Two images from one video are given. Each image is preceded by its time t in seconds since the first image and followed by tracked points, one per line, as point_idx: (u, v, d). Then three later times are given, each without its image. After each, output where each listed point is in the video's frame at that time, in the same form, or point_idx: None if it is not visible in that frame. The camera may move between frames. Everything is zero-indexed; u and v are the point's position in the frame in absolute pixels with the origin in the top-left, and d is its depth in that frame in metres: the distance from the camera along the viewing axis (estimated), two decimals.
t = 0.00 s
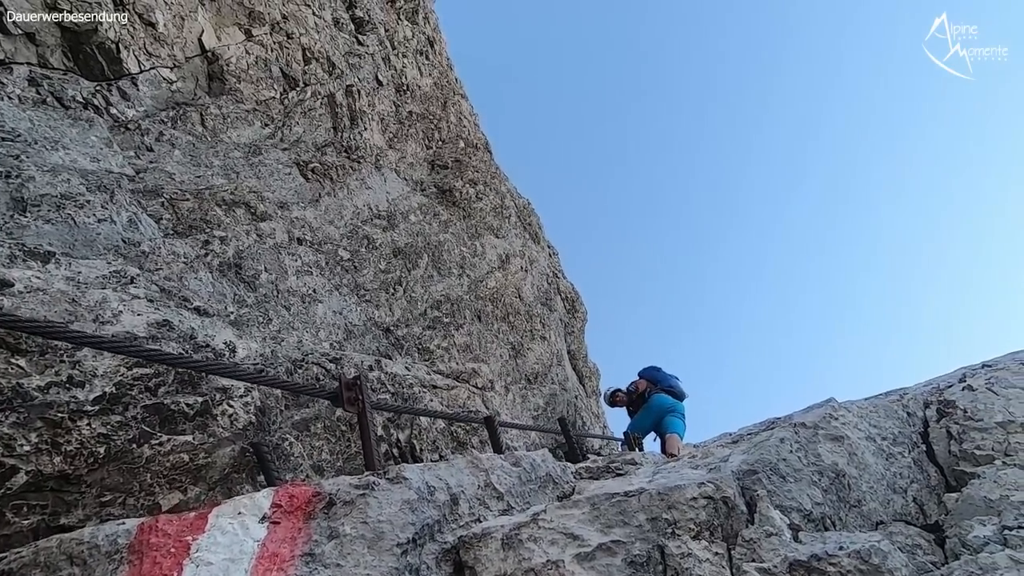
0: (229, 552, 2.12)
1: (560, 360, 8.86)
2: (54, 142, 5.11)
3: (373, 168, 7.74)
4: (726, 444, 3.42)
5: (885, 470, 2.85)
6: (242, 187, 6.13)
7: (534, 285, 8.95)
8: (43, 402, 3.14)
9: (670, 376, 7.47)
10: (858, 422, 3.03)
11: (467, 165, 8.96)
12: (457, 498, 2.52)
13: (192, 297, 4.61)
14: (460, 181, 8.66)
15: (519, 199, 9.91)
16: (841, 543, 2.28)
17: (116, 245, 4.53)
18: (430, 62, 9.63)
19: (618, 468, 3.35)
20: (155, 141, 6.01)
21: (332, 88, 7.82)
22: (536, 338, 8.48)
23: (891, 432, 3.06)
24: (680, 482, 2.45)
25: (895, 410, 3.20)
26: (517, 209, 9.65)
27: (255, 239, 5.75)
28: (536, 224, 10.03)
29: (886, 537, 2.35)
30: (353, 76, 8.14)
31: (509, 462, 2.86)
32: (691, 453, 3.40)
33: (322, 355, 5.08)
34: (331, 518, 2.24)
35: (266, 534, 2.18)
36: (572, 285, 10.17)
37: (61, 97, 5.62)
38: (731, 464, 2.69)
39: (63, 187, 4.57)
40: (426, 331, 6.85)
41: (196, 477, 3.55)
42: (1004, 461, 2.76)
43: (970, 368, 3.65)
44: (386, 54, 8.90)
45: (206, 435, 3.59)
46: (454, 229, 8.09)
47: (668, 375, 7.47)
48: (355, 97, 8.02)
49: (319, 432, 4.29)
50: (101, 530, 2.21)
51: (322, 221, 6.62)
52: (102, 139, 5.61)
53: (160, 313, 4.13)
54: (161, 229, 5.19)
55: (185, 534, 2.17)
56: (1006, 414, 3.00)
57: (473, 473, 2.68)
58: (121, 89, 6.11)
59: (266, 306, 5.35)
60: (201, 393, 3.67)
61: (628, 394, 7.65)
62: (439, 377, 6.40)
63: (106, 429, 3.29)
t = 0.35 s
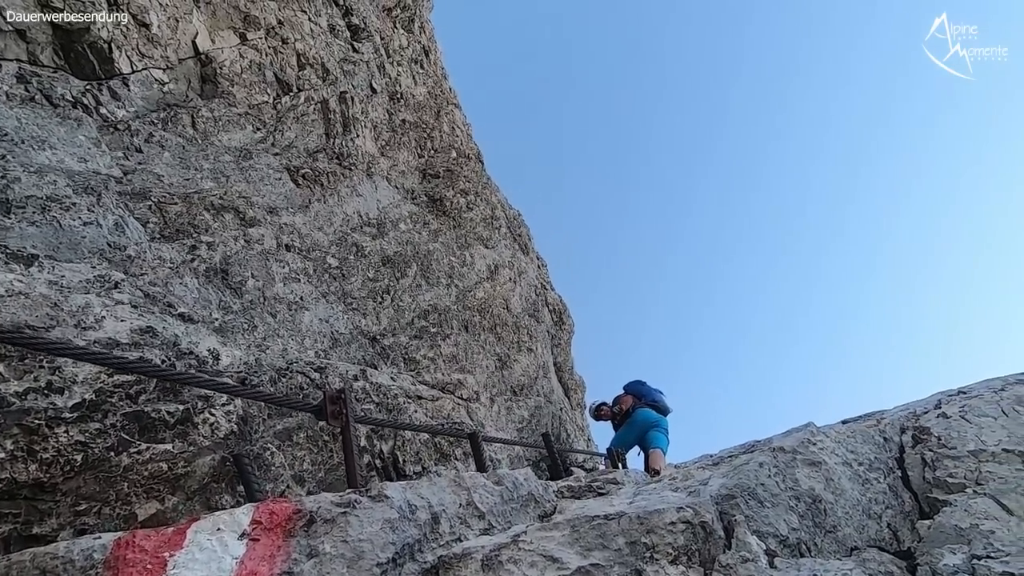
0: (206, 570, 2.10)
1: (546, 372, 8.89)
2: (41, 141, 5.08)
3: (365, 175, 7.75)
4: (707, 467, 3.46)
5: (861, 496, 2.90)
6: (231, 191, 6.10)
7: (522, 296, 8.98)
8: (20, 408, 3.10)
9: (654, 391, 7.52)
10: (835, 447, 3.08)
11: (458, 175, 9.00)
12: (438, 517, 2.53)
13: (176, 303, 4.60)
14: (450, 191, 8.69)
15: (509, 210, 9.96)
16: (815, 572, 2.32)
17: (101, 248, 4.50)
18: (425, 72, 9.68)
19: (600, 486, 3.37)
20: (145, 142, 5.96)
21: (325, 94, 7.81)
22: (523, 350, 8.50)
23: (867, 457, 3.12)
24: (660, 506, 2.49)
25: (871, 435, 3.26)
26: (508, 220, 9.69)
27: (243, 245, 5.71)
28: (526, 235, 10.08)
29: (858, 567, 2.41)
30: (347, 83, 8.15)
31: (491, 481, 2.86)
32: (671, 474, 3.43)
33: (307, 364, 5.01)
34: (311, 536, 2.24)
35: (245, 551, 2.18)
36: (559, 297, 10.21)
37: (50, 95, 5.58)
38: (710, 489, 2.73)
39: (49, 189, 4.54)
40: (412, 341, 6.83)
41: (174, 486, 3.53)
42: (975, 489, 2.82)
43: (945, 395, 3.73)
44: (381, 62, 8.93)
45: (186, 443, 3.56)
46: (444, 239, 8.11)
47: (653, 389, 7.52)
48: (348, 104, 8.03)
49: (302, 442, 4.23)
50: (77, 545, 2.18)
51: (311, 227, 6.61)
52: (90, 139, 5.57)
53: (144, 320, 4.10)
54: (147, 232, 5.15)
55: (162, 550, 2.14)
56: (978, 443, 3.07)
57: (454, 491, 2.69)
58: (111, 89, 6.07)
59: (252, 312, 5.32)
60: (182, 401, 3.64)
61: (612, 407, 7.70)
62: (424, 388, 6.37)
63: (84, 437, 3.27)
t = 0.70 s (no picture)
0: None
1: (529, 382, 8.88)
2: (21, 138, 4.98)
3: (352, 180, 7.70)
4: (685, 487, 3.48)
5: (836, 520, 2.93)
6: (216, 194, 6.02)
7: (508, 305, 8.98)
8: None
9: (637, 403, 7.55)
10: (812, 471, 3.11)
11: (447, 183, 9.00)
12: (415, 538, 2.51)
13: (155, 308, 4.54)
14: (438, 198, 8.68)
15: (497, 218, 9.97)
16: None
17: (79, 251, 4.43)
18: (416, 77, 9.68)
19: (579, 505, 3.36)
20: (128, 141, 5.87)
21: (315, 97, 7.76)
22: (507, 359, 8.48)
23: (842, 481, 3.15)
24: (637, 531, 2.50)
25: (847, 458, 3.29)
26: (495, 228, 9.70)
27: (226, 250, 5.64)
28: (513, 244, 10.10)
29: None
30: (338, 87, 8.11)
31: (469, 500, 2.84)
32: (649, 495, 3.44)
33: (287, 372, 4.92)
34: (283, 557, 2.21)
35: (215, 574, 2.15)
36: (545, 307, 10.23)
37: (32, 90, 5.50)
38: (688, 512, 2.73)
39: (27, 189, 4.46)
40: (396, 348, 6.79)
41: (146, 496, 3.46)
42: (946, 515, 2.91)
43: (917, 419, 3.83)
44: (372, 67, 8.91)
45: (159, 452, 3.51)
46: (431, 246, 8.08)
47: (636, 401, 7.53)
48: (338, 108, 7.99)
49: (280, 451, 4.18)
50: (41, 563, 2.13)
51: (296, 231, 6.55)
52: (71, 136, 5.48)
53: (121, 326, 4.03)
54: (128, 234, 5.06)
55: (130, 571, 2.10)
56: (951, 469, 3.18)
57: (432, 511, 2.68)
58: (96, 86, 5.98)
59: (232, 318, 5.25)
60: (157, 409, 3.58)
61: (596, 419, 7.69)
62: (407, 398, 6.29)
63: (53, 445, 3.19)
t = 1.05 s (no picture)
0: None
1: (518, 389, 8.87)
2: (7, 137, 4.92)
3: (344, 184, 7.68)
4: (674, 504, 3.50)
5: (823, 536, 2.96)
6: (205, 197, 5.95)
7: (498, 311, 8.98)
8: None
9: (625, 412, 7.58)
10: (800, 487, 3.14)
11: (439, 189, 9.01)
12: (405, 554, 2.49)
13: (142, 312, 4.49)
14: (430, 203, 8.67)
15: (488, 225, 9.98)
16: None
17: (66, 253, 4.38)
18: (409, 82, 9.69)
19: (569, 519, 3.37)
20: (118, 142, 5.81)
21: (307, 101, 7.73)
22: (496, 367, 8.48)
23: (829, 498, 3.18)
24: (628, 550, 2.51)
25: (834, 474, 3.34)
26: (486, 234, 9.70)
27: (215, 253, 5.59)
28: (503, 250, 10.12)
29: None
30: (331, 91, 8.08)
31: (459, 514, 2.84)
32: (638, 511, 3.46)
33: (275, 379, 4.86)
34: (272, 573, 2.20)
35: None
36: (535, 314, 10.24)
37: (20, 88, 5.44)
38: (678, 528, 2.74)
39: (13, 189, 4.39)
40: (385, 354, 6.76)
41: (129, 505, 3.42)
42: (931, 534, 2.96)
43: (903, 435, 3.89)
44: (366, 71, 8.90)
45: (144, 460, 3.44)
46: (421, 251, 8.07)
47: (624, 410, 7.57)
48: (330, 112, 7.97)
49: (266, 459, 4.13)
50: None
51: (287, 235, 6.51)
52: (59, 135, 5.41)
53: (107, 331, 3.98)
54: (116, 237, 5.00)
55: None
56: (935, 487, 3.25)
57: (422, 525, 2.67)
58: (85, 85, 5.92)
59: (221, 323, 5.20)
60: (142, 415, 3.48)
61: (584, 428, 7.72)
62: (394, 405, 6.19)
63: (36, 453, 3.14)
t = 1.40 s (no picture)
0: None
1: (506, 394, 8.86)
2: None
3: (331, 188, 7.63)
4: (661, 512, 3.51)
5: (809, 544, 2.99)
6: (189, 201, 5.86)
7: (485, 316, 8.97)
8: None
9: (614, 417, 7.59)
10: (786, 495, 3.16)
11: (426, 193, 8.99)
12: (392, 567, 2.47)
13: (123, 320, 4.41)
14: (418, 208, 8.64)
15: (476, 229, 9.96)
16: None
17: (45, 259, 4.31)
18: (397, 86, 9.66)
19: (557, 529, 3.36)
20: (99, 144, 5.72)
21: (294, 104, 7.66)
22: (484, 372, 8.46)
23: (814, 505, 3.21)
24: (617, 563, 2.53)
25: (820, 482, 3.36)
26: (474, 238, 9.69)
27: (199, 259, 5.51)
28: (491, 255, 10.11)
29: None
30: (318, 94, 8.02)
31: (447, 526, 2.82)
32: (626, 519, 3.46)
33: (259, 387, 4.79)
34: None
35: None
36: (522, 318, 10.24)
37: None
38: (666, 539, 2.75)
39: None
40: (371, 360, 6.71)
41: (108, 517, 3.34)
42: (914, 541, 3.00)
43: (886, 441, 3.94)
44: (353, 74, 8.85)
45: (125, 471, 3.38)
46: (409, 256, 8.03)
47: (612, 415, 7.58)
48: (317, 115, 7.91)
49: (250, 467, 4.07)
50: None
51: (272, 240, 6.44)
52: (39, 137, 5.32)
53: (87, 339, 3.90)
54: (96, 242, 4.92)
55: None
56: (917, 494, 3.30)
57: (410, 538, 2.64)
58: (66, 86, 5.82)
59: (204, 330, 5.13)
60: (124, 425, 3.43)
61: (572, 432, 7.72)
62: (382, 411, 6.14)
63: (12, 465, 3.06)
